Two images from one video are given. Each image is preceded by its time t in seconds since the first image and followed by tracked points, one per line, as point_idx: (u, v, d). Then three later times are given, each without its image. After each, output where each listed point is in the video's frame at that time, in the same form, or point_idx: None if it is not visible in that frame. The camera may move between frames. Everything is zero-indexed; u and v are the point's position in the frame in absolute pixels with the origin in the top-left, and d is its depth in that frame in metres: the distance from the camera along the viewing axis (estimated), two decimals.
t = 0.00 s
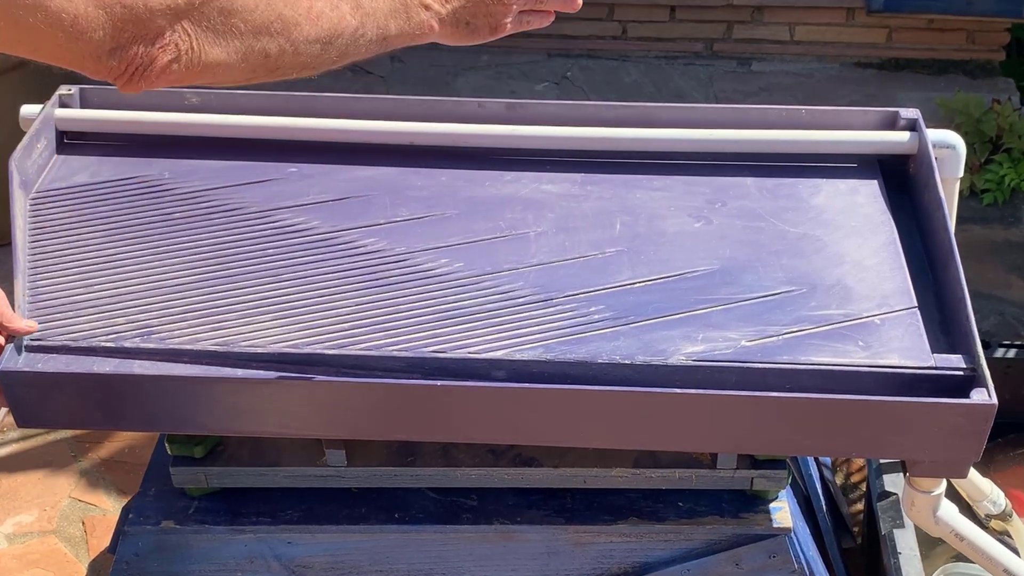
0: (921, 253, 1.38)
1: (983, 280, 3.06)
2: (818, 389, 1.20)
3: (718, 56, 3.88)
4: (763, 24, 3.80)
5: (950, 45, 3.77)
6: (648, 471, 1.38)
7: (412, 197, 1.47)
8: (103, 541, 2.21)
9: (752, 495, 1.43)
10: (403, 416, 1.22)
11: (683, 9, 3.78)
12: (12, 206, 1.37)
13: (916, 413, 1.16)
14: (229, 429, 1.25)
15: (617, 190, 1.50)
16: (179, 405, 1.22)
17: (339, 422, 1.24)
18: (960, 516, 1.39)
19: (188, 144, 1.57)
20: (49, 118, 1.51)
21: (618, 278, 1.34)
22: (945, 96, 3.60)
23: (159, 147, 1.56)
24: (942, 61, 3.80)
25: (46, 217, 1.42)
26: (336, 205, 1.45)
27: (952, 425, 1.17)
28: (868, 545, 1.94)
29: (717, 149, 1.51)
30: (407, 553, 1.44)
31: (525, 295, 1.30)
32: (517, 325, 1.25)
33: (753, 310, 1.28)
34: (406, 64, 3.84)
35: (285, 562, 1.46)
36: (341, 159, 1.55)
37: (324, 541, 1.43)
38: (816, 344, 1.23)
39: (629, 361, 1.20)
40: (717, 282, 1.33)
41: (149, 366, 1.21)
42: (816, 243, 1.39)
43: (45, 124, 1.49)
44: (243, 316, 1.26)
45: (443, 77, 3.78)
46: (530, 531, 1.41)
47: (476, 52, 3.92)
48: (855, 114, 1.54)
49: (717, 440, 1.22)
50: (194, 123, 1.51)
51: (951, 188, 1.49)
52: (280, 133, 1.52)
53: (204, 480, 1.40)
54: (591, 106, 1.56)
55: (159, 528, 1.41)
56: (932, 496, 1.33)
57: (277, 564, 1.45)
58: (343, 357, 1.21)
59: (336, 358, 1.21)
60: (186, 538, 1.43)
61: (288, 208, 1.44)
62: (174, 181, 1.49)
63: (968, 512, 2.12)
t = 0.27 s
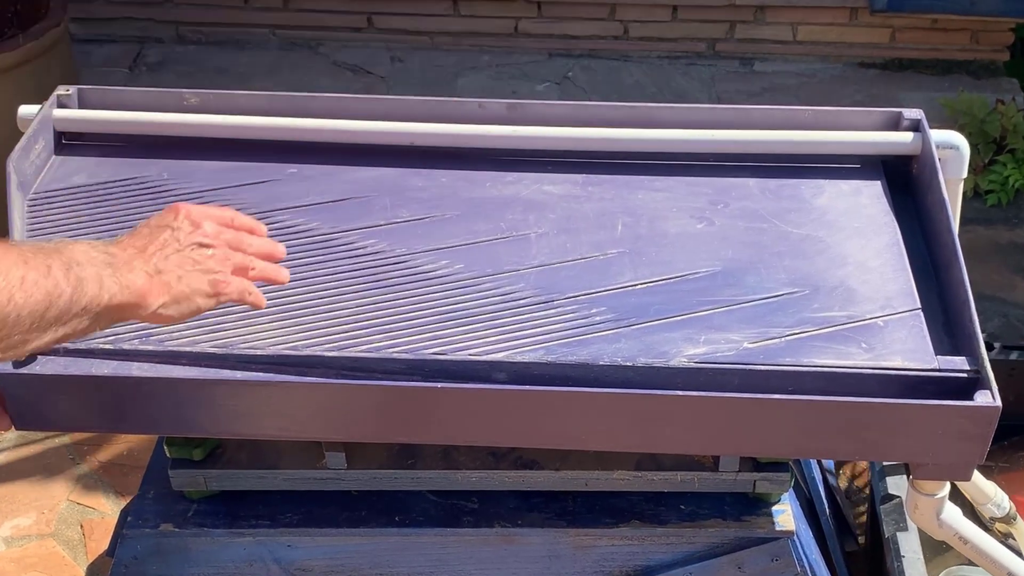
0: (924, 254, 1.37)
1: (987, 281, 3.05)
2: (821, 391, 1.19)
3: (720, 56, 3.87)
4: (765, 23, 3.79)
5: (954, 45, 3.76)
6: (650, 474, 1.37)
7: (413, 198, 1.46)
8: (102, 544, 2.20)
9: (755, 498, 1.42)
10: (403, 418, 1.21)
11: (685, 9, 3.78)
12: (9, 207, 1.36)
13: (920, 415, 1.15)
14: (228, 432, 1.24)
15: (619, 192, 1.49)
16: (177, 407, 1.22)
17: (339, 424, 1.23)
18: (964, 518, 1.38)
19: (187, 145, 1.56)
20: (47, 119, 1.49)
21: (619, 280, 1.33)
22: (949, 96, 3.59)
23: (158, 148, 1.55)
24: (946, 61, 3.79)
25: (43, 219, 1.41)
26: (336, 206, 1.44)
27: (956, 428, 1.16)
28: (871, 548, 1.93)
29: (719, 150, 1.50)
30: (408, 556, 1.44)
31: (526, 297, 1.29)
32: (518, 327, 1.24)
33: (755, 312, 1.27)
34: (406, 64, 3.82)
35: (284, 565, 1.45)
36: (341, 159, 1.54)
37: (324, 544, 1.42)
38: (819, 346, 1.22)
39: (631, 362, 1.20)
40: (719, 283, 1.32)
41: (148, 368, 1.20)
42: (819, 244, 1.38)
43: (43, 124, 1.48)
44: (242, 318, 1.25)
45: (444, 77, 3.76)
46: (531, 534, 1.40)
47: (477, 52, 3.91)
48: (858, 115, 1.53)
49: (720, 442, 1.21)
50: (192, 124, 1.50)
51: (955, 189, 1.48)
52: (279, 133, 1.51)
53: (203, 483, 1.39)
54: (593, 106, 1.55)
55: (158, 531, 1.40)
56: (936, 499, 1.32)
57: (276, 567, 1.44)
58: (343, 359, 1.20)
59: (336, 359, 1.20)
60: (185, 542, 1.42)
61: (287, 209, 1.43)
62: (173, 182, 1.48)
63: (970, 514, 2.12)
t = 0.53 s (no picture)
0: (927, 255, 1.36)
1: (990, 282, 3.04)
2: (823, 394, 1.19)
3: (722, 56, 3.87)
4: (767, 23, 3.79)
5: (957, 45, 3.76)
6: (653, 476, 1.36)
7: (413, 199, 1.46)
8: (100, 547, 2.19)
9: (758, 500, 1.41)
10: (403, 420, 1.20)
11: (687, 9, 3.77)
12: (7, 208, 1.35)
13: (923, 418, 1.14)
14: (227, 434, 1.24)
15: (620, 192, 1.48)
16: (176, 409, 1.21)
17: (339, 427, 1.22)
18: (966, 521, 1.37)
19: (185, 145, 1.55)
20: (45, 119, 1.48)
21: (621, 281, 1.32)
22: (952, 96, 3.58)
23: (156, 148, 1.54)
24: (949, 61, 3.79)
25: (41, 219, 1.40)
26: (336, 207, 1.43)
27: (959, 430, 1.15)
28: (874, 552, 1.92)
29: (721, 150, 1.49)
30: (408, 559, 1.43)
31: (528, 298, 1.28)
32: (519, 328, 1.24)
33: (758, 313, 1.26)
34: (406, 64, 3.81)
35: (284, 568, 1.44)
36: (341, 160, 1.53)
37: (324, 547, 1.42)
38: (822, 347, 1.21)
39: (633, 364, 1.19)
40: (721, 285, 1.31)
41: (147, 370, 1.19)
42: (822, 245, 1.37)
43: (40, 124, 1.47)
44: (241, 319, 1.25)
45: (444, 77, 3.75)
46: (533, 537, 1.39)
47: (477, 52, 3.90)
48: (861, 115, 1.52)
49: (722, 444, 1.21)
50: (191, 124, 1.49)
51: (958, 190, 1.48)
52: (279, 134, 1.50)
53: (202, 485, 1.39)
54: (594, 107, 1.54)
55: (157, 534, 1.39)
56: (940, 502, 1.31)
57: (276, 570, 1.44)
58: (343, 361, 1.19)
59: (336, 361, 1.19)
60: (184, 544, 1.41)
61: (287, 210, 1.42)
62: (171, 183, 1.47)
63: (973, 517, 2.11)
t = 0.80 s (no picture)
0: (924, 257, 1.35)
1: (992, 284, 3.03)
2: (819, 397, 1.18)
3: (724, 56, 3.86)
4: (770, 23, 3.77)
5: (961, 45, 3.75)
6: (654, 479, 1.35)
7: (408, 201, 1.45)
8: (98, 550, 2.18)
9: (760, 503, 1.40)
10: (396, 424, 1.19)
11: (689, 9, 3.76)
12: None
13: (919, 422, 1.14)
14: (219, 438, 1.23)
15: (616, 195, 1.48)
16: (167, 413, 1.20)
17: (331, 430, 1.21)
18: (965, 525, 1.36)
19: (179, 147, 1.54)
20: (38, 121, 1.48)
21: (616, 284, 1.31)
22: (955, 97, 3.57)
23: (150, 150, 1.53)
24: (952, 61, 3.78)
25: (34, 221, 1.39)
26: (330, 209, 1.42)
27: (955, 435, 1.14)
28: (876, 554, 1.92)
29: (718, 152, 1.49)
30: (405, 562, 1.42)
31: (522, 301, 1.28)
32: (512, 332, 1.23)
33: (754, 316, 1.26)
34: (406, 64, 3.80)
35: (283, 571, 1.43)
36: (335, 162, 1.53)
37: (323, 550, 1.41)
38: (817, 351, 1.20)
39: (627, 368, 1.18)
40: (717, 288, 1.30)
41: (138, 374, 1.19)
42: (819, 248, 1.36)
43: (33, 126, 1.46)
44: (233, 322, 1.24)
45: (444, 77, 3.74)
46: (532, 540, 1.38)
47: (477, 53, 3.90)
48: (859, 117, 1.51)
49: (717, 448, 1.20)
50: (184, 126, 1.48)
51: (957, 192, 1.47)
52: (273, 136, 1.49)
53: (201, 488, 1.38)
54: (591, 108, 1.54)
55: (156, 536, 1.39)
56: (939, 506, 1.30)
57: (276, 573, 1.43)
58: (336, 365, 1.19)
59: (328, 365, 1.18)
60: (182, 546, 1.41)
61: (280, 213, 1.42)
62: (165, 185, 1.46)
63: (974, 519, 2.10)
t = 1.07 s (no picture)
0: (930, 257, 1.34)
1: (995, 285, 3.02)
2: (825, 398, 1.17)
3: (726, 56, 3.86)
4: (771, 23, 3.77)
5: (964, 44, 3.75)
6: (655, 481, 1.35)
7: (411, 201, 1.44)
8: (97, 553, 2.18)
9: (762, 505, 1.40)
10: (399, 425, 1.19)
11: (691, 8, 3.75)
12: None
13: (926, 423, 1.13)
14: (221, 439, 1.22)
15: (620, 195, 1.47)
16: (169, 413, 1.20)
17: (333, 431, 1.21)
18: (971, 527, 1.35)
19: (181, 146, 1.53)
20: (39, 121, 1.47)
21: (621, 284, 1.31)
22: (958, 97, 3.56)
23: (151, 150, 1.52)
24: (955, 61, 3.77)
25: (35, 222, 1.39)
26: (332, 209, 1.42)
27: (962, 435, 1.14)
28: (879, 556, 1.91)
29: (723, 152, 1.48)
30: (407, 563, 1.42)
31: (526, 302, 1.27)
32: (516, 332, 1.22)
33: (760, 317, 1.25)
34: (406, 64, 3.79)
35: (282, 573, 1.43)
36: (338, 162, 1.52)
37: (323, 552, 1.40)
38: (823, 351, 1.20)
39: (632, 368, 1.17)
40: (722, 288, 1.29)
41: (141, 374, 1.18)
42: (824, 248, 1.36)
43: (34, 126, 1.46)
44: (236, 322, 1.23)
45: (445, 77, 3.73)
46: (533, 542, 1.38)
47: (477, 52, 3.89)
48: (864, 116, 1.50)
49: (723, 449, 1.19)
50: (187, 126, 1.47)
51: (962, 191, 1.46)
52: (275, 135, 1.48)
53: (200, 491, 1.37)
54: (595, 108, 1.53)
55: (154, 539, 1.38)
56: (943, 508, 1.29)
57: None
58: (339, 366, 1.18)
59: (332, 366, 1.18)
60: (181, 549, 1.40)
61: (283, 213, 1.41)
62: (167, 185, 1.45)
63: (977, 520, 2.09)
